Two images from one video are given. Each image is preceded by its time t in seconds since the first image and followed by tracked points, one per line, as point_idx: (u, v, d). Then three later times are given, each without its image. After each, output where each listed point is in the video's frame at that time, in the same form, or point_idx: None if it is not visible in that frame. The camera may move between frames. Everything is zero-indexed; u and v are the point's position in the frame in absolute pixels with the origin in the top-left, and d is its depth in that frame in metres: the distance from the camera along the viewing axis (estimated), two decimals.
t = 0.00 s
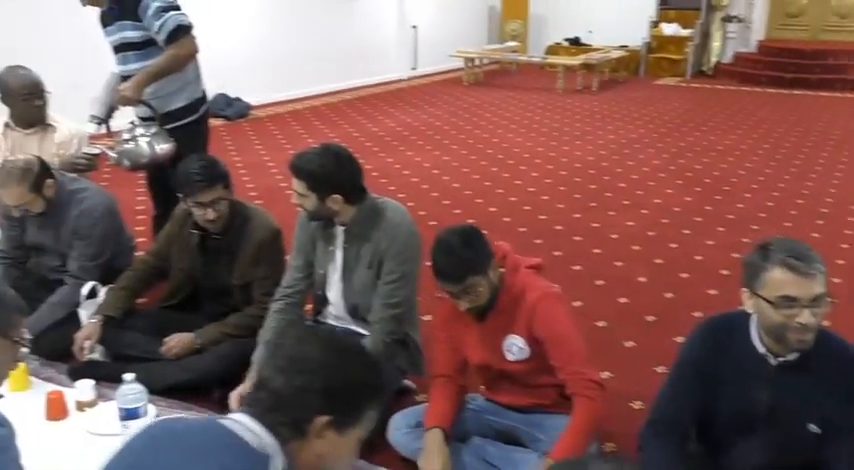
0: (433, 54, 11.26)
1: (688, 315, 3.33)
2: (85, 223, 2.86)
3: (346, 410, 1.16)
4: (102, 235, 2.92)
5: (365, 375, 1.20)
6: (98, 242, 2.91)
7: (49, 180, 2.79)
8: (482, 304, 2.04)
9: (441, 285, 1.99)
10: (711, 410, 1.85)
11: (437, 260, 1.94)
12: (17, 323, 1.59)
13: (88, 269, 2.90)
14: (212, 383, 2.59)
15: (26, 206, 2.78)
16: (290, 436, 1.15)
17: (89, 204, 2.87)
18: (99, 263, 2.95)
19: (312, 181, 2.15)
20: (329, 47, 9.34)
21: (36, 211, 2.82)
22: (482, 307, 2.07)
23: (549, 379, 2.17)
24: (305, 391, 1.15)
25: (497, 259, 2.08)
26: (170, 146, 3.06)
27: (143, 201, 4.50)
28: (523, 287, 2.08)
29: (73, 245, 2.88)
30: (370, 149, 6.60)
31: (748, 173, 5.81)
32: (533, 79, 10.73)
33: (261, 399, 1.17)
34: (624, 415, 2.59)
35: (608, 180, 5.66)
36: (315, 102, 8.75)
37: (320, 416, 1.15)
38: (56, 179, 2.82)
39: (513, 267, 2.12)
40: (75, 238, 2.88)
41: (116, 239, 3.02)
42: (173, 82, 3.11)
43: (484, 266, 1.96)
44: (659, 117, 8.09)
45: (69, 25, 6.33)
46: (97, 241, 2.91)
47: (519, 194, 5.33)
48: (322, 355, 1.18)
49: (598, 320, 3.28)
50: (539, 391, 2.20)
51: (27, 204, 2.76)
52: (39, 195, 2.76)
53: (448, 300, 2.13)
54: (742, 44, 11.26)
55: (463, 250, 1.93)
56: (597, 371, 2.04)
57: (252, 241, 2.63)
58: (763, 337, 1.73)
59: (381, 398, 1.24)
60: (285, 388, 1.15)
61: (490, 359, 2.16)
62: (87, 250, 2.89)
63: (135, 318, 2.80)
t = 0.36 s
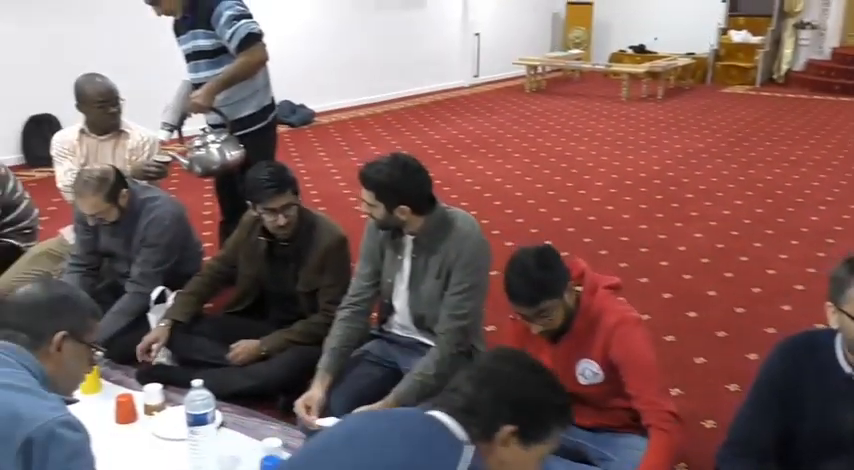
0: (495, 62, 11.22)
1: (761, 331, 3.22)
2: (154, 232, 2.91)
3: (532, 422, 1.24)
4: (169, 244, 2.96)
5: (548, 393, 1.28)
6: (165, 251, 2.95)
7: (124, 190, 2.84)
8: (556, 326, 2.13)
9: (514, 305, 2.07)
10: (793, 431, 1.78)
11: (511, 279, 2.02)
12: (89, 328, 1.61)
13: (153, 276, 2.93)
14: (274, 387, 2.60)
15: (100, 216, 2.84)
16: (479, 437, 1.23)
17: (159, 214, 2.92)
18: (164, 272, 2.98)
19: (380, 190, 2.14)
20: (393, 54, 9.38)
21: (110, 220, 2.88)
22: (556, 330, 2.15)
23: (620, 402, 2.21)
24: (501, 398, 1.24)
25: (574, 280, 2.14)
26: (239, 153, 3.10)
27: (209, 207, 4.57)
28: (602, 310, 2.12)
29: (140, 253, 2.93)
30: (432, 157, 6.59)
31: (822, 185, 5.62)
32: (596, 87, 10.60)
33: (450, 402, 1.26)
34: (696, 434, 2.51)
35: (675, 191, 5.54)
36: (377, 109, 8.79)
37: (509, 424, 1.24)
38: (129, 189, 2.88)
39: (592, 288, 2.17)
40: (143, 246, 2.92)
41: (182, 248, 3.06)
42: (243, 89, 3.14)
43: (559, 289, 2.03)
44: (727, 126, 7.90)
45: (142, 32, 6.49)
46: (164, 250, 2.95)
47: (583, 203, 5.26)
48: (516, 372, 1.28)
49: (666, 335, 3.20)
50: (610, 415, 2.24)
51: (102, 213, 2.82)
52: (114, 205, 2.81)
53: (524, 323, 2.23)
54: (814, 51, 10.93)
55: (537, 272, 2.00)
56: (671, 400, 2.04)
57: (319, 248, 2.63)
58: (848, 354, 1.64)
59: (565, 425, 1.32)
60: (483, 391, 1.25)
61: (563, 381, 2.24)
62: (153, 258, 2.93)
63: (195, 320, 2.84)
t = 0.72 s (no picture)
0: (530, 74, 11.17)
1: (809, 354, 3.14)
2: (195, 242, 2.91)
3: (672, 458, 1.16)
4: (209, 255, 2.95)
5: (687, 428, 1.20)
6: (205, 261, 2.94)
7: (167, 200, 2.84)
8: (604, 352, 2.10)
9: (559, 331, 2.05)
10: None
11: (557, 303, 2.01)
12: (138, 339, 1.60)
13: (191, 286, 2.92)
14: (314, 401, 2.61)
15: (143, 225, 2.84)
16: None
17: (201, 224, 2.91)
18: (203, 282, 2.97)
19: (438, 203, 2.13)
20: (429, 65, 9.37)
21: (153, 229, 2.88)
22: (603, 357, 2.13)
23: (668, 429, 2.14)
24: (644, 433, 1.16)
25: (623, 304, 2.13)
26: (280, 163, 3.08)
27: (245, 215, 4.57)
28: (650, 335, 2.10)
29: (180, 262, 2.92)
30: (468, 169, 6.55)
31: None
32: (632, 100, 10.50)
33: (587, 429, 1.19)
34: (744, 461, 2.44)
35: (715, 207, 5.44)
36: (412, 119, 8.78)
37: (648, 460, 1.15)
38: (172, 198, 2.88)
39: (641, 313, 2.15)
40: (183, 255, 2.92)
41: (222, 258, 3.04)
42: (286, 98, 3.13)
43: (606, 315, 2.02)
44: (768, 142, 7.77)
45: (183, 39, 6.54)
46: (203, 260, 2.93)
47: (621, 218, 5.18)
48: (656, 403, 1.20)
49: (710, 356, 3.12)
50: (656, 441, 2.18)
51: (145, 223, 2.82)
52: (157, 214, 2.82)
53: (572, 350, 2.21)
54: None
55: (585, 298, 1.99)
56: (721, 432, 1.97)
57: (358, 260, 2.59)
58: None
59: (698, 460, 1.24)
60: (625, 425, 1.16)
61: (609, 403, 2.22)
62: (193, 268, 2.92)
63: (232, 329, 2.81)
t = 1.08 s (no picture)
0: (557, 90, 11.14)
1: None
2: (234, 263, 2.90)
3: None
4: (247, 276, 2.93)
5: (779, 462, 1.19)
6: (243, 282, 2.92)
7: (208, 220, 2.84)
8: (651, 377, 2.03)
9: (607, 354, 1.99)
10: None
11: (605, 326, 1.95)
12: (188, 367, 1.59)
13: (229, 307, 2.90)
14: (357, 425, 2.57)
15: (185, 246, 2.84)
16: None
17: (240, 245, 2.91)
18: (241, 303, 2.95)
19: (511, 223, 2.15)
20: (457, 82, 9.38)
21: (194, 250, 2.88)
22: (653, 380, 2.06)
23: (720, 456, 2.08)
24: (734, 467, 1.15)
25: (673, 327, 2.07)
26: (318, 184, 3.05)
27: (278, 234, 4.56)
28: (702, 359, 2.03)
29: (218, 283, 2.91)
30: (498, 186, 6.51)
31: None
32: (661, 117, 10.43)
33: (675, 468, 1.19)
34: None
35: (751, 225, 5.37)
36: (440, 137, 8.77)
37: None
38: (212, 219, 2.88)
39: (692, 336, 2.09)
40: (221, 276, 2.90)
41: (259, 280, 3.02)
42: (323, 118, 3.12)
43: (656, 339, 1.94)
44: (801, 158, 7.68)
45: (215, 58, 6.60)
46: (241, 280, 2.91)
47: (657, 237, 5.12)
48: (743, 437, 1.19)
49: (756, 380, 3.05)
50: None
51: (186, 244, 2.81)
52: (198, 235, 2.81)
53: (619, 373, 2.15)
54: None
55: (635, 321, 1.92)
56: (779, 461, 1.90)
57: (401, 280, 2.57)
58: None
59: None
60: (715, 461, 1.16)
61: (659, 429, 2.18)
62: (231, 289, 2.90)
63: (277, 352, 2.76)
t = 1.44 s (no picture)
0: (585, 117, 11.12)
1: None
2: (272, 291, 2.89)
3: None
4: (286, 304, 2.92)
5: None
6: (283, 311, 2.91)
7: (246, 248, 2.84)
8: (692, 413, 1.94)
9: (652, 382, 1.93)
10: None
11: (651, 352, 1.92)
12: (238, 398, 1.57)
13: (269, 336, 2.89)
14: (395, 456, 2.53)
15: (224, 274, 2.84)
16: None
17: (277, 272, 2.90)
18: (281, 333, 2.93)
19: (580, 255, 2.13)
20: (486, 109, 9.39)
21: (232, 278, 2.88)
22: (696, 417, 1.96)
23: None
24: None
25: (722, 361, 1.97)
26: (356, 212, 3.05)
27: (310, 260, 4.55)
28: (747, 402, 1.91)
29: (257, 311, 2.90)
30: (528, 214, 6.48)
31: None
32: (689, 145, 10.37)
33: None
34: None
35: (787, 256, 5.29)
36: (469, 164, 8.77)
37: None
38: (251, 248, 2.88)
39: (740, 373, 1.98)
40: (260, 304, 2.90)
41: (298, 308, 3.01)
42: (362, 147, 3.12)
43: (703, 371, 1.86)
44: (835, 187, 7.58)
45: (248, 84, 6.68)
46: (280, 309, 2.90)
47: (691, 266, 5.06)
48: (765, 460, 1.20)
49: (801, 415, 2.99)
50: None
51: (224, 272, 2.81)
52: (237, 263, 2.81)
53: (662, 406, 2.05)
54: None
55: (681, 350, 1.87)
56: None
57: (443, 308, 2.56)
58: None
59: None
60: None
61: None
62: (270, 318, 2.89)
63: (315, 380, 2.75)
